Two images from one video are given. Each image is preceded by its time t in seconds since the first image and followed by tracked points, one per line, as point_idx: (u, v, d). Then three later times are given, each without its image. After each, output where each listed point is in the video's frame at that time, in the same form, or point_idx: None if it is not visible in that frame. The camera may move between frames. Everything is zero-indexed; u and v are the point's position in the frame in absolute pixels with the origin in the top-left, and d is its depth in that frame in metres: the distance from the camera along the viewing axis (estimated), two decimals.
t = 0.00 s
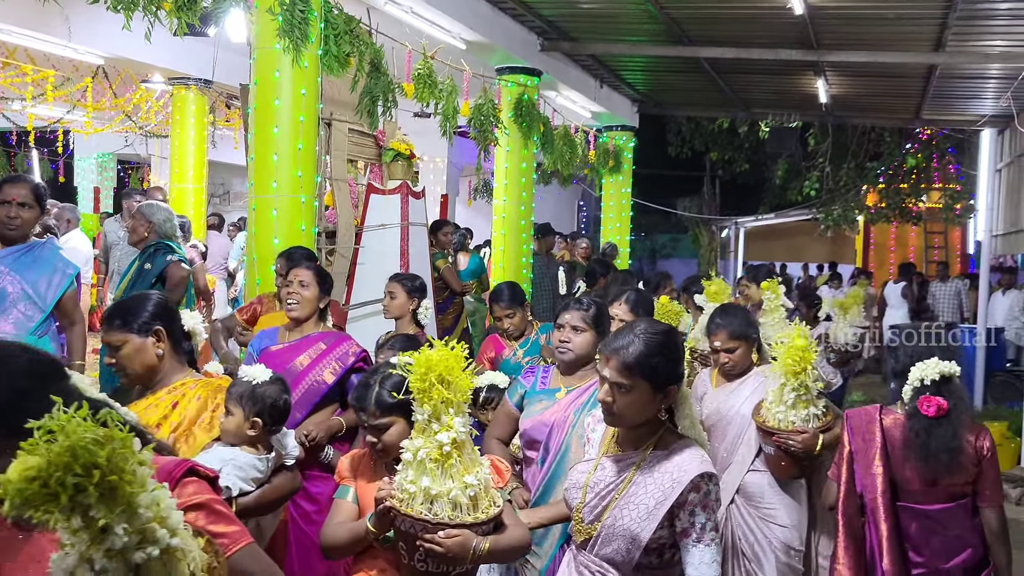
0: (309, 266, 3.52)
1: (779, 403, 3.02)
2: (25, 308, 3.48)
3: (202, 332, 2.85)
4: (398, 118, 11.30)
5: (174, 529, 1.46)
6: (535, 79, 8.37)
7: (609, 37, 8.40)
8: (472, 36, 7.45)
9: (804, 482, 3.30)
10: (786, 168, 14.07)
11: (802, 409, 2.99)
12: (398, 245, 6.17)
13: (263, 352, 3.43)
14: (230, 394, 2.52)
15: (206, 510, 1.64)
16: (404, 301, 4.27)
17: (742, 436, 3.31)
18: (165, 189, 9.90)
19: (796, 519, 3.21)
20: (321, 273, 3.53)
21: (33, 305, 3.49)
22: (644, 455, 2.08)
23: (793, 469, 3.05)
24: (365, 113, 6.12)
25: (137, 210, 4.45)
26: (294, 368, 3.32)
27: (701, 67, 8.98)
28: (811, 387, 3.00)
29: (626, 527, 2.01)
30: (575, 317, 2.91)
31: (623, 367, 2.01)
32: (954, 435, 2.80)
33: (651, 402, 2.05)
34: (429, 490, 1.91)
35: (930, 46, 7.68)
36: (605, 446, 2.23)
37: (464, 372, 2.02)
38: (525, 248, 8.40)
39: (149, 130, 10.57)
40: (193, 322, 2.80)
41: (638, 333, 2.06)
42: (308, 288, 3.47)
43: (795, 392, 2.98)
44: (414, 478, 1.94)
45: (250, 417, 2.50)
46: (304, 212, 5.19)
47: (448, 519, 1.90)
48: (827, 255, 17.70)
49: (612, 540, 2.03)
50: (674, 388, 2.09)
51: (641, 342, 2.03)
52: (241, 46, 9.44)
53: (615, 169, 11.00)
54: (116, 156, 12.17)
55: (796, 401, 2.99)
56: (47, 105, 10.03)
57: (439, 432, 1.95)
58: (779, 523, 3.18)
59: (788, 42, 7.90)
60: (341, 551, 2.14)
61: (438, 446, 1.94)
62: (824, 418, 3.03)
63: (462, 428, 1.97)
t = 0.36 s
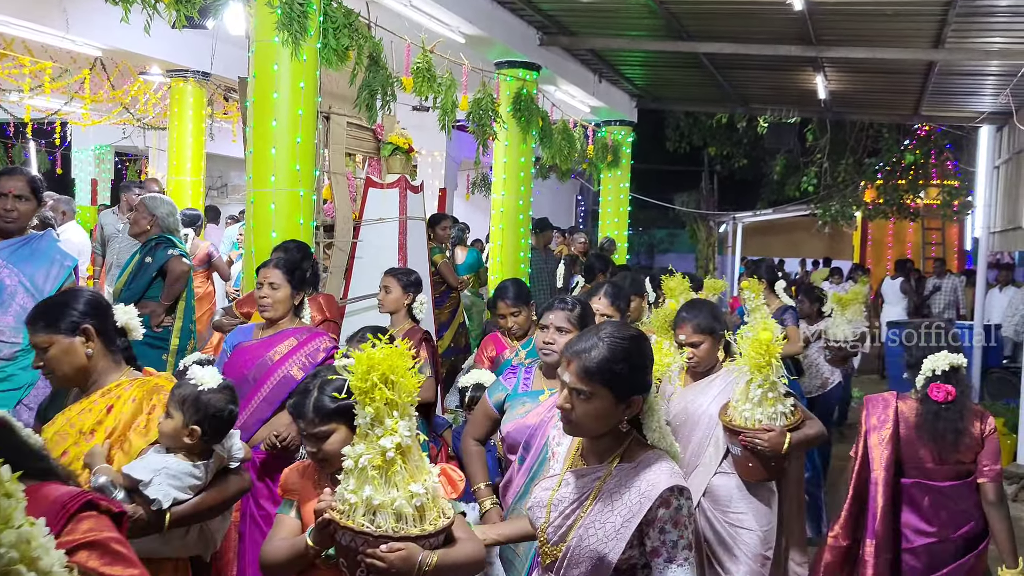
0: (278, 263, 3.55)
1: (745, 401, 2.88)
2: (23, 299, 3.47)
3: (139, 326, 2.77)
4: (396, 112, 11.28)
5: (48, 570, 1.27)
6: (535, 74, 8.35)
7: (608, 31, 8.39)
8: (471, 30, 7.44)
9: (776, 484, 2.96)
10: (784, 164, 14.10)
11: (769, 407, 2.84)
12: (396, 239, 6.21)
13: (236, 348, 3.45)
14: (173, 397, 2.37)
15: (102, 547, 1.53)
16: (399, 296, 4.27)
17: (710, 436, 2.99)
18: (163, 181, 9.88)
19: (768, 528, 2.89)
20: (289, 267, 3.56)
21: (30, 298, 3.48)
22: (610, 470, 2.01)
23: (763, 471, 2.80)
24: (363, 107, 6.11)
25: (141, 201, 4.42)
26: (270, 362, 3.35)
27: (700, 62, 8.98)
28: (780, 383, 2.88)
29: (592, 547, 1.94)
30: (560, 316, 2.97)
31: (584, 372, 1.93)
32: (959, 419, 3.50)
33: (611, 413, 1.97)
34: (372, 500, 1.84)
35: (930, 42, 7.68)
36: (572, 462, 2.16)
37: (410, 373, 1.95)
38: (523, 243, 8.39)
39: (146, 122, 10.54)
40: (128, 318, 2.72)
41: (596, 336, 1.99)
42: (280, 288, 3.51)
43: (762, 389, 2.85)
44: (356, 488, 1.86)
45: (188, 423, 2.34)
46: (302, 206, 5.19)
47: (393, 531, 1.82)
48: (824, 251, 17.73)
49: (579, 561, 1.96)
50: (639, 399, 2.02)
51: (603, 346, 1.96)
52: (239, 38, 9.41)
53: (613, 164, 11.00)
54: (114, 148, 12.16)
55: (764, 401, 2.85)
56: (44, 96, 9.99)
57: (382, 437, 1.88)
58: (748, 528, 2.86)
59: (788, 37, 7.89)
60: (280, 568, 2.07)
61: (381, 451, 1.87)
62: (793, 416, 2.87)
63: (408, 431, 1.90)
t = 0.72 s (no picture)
0: (258, 271, 3.22)
1: (727, 409, 2.76)
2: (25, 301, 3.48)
3: (54, 326, 2.62)
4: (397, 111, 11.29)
5: None
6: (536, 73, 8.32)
7: (609, 31, 8.39)
8: (472, 30, 7.44)
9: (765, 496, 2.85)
10: (785, 163, 14.13)
11: (751, 417, 2.72)
12: (398, 239, 6.24)
13: (210, 352, 3.17)
14: (87, 400, 2.26)
15: None
16: (399, 297, 4.27)
17: (693, 445, 2.92)
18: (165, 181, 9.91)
19: (754, 540, 2.77)
20: (270, 270, 3.25)
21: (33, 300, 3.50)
22: (541, 472, 1.89)
23: (744, 482, 2.71)
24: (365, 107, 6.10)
25: (148, 202, 4.41)
26: (246, 370, 3.08)
27: (701, 62, 8.97)
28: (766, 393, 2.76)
29: (525, 553, 1.83)
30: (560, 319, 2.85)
31: (507, 367, 1.85)
32: (985, 396, 3.67)
33: (538, 410, 1.88)
34: (304, 530, 1.75)
35: (931, 42, 7.66)
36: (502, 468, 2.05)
37: (349, 394, 1.83)
38: (524, 243, 8.39)
39: (147, 122, 10.57)
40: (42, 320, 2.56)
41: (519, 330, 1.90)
42: (264, 299, 3.21)
43: (743, 398, 2.72)
44: (288, 514, 1.78)
45: (105, 426, 2.24)
46: (303, 206, 5.19)
47: (326, 563, 1.74)
48: (825, 251, 17.72)
49: (509, 570, 1.85)
50: (567, 395, 1.91)
51: (525, 341, 1.87)
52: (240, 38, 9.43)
53: (615, 163, 11.00)
54: (115, 148, 12.18)
55: (745, 413, 2.72)
56: (46, 96, 10.03)
57: (317, 461, 1.77)
58: (733, 539, 2.75)
59: (789, 37, 7.89)
60: None
61: (316, 478, 1.77)
62: (778, 426, 2.74)
63: (344, 454, 1.80)
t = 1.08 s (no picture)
0: (211, 266, 3.08)
1: (712, 411, 2.68)
2: (28, 296, 3.48)
3: None
4: (398, 108, 11.29)
5: None
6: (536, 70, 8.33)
7: (609, 29, 8.39)
8: (473, 28, 7.44)
9: (754, 501, 2.86)
10: (786, 161, 14.15)
11: (738, 419, 2.63)
12: (398, 236, 6.24)
13: (166, 354, 3.00)
14: None
15: None
16: (400, 295, 4.26)
17: (677, 447, 2.90)
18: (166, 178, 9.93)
19: (740, 549, 2.78)
20: (225, 266, 3.11)
21: (36, 296, 3.50)
22: (488, 471, 1.74)
23: (728, 488, 2.65)
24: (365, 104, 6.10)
25: (149, 200, 4.40)
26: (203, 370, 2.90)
27: (702, 60, 8.98)
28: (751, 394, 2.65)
29: (468, 558, 1.67)
30: (543, 319, 2.64)
31: (446, 374, 1.69)
32: (987, 377, 3.96)
33: (485, 414, 1.73)
34: (227, 551, 1.73)
35: (932, 39, 7.66)
36: (448, 468, 1.88)
37: (277, 399, 1.79)
38: (525, 240, 8.40)
39: (148, 119, 10.59)
40: None
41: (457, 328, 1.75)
42: (215, 297, 3.06)
43: (730, 399, 2.63)
44: (210, 534, 1.74)
45: (20, 410, 2.32)
46: (304, 204, 5.19)
47: None
48: (826, 248, 17.73)
49: None
50: (515, 390, 1.77)
51: (462, 347, 1.70)
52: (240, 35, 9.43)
53: (615, 161, 11.01)
54: (116, 145, 12.20)
55: (732, 412, 2.64)
56: (47, 93, 10.05)
57: (240, 475, 1.74)
58: (717, 550, 2.75)
59: (790, 35, 7.89)
60: None
61: (240, 494, 1.74)
62: (765, 430, 2.64)
63: (273, 467, 1.76)
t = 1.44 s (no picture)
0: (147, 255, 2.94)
1: (690, 423, 2.66)
2: (29, 294, 3.47)
3: None
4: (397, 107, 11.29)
5: None
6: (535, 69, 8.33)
7: (608, 28, 8.38)
8: (472, 26, 7.43)
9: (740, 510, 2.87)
10: (785, 160, 14.15)
11: (718, 433, 2.61)
12: (397, 235, 6.23)
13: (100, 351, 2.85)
14: None
15: None
16: (400, 295, 4.26)
17: (658, 458, 2.88)
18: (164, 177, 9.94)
19: (723, 561, 2.79)
20: (165, 256, 2.99)
21: (37, 294, 3.49)
22: (434, 503, 1.63)
23: (709, 503, 2.64)
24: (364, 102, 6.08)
25: (150, 199, 4.39)
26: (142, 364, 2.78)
27: (702, 59, 8.97)
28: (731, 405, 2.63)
29: None
30: (484, 312, 2.39)
31: (380, 413, 1.54)
32: (1010, 376, 4.04)
33: (430, 447, 1.59)
34: None
35: (931, 39, 7.66)
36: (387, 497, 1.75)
37: (188, 410, 1.72)
38: (524, 240, 8.39)
39: (147, 118, 10.61)
40: None
41: (390, 359, 1.59)
42: (154, 283, 2.93)
43: (708, 412, 2.61)
44: (119, 562, 1.68)
45: None
46: (303, 202, 5.19)
47: None
48: (826, 247, 17.73)
49: None
50: (461, 417, 1.63)
51: (394, 380, 1.55)
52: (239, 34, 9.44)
53: (615, 160, 11.01)
54: (115, 144, 12.22)
55: (712, 425, 2.62)
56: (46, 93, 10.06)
57: (151, 496, 1.67)
58: (702, 563, 2.77)
59: (790, 33, 7.88)
60: None
61: (151, 517, 1.67)
62: (747, 442, 2.62)
63: (188, 484, 1.70)
